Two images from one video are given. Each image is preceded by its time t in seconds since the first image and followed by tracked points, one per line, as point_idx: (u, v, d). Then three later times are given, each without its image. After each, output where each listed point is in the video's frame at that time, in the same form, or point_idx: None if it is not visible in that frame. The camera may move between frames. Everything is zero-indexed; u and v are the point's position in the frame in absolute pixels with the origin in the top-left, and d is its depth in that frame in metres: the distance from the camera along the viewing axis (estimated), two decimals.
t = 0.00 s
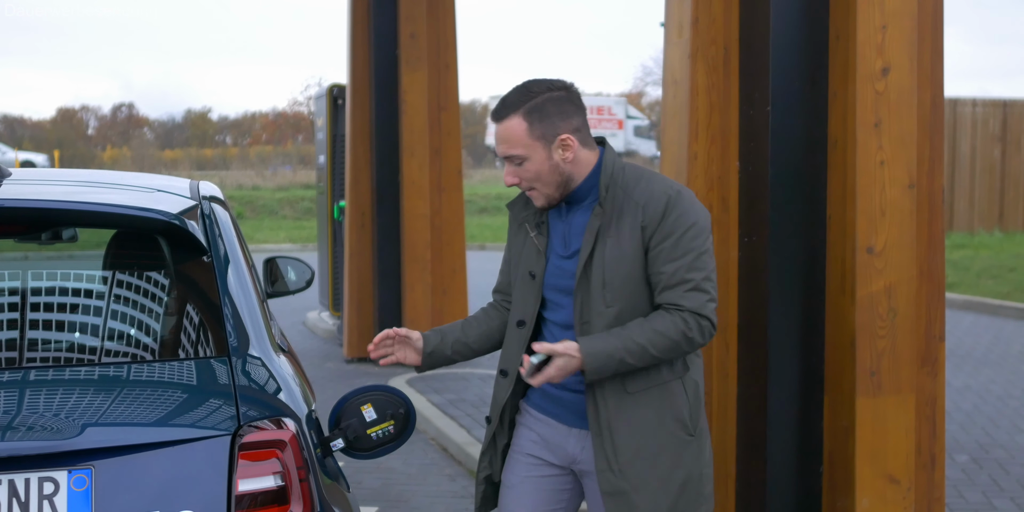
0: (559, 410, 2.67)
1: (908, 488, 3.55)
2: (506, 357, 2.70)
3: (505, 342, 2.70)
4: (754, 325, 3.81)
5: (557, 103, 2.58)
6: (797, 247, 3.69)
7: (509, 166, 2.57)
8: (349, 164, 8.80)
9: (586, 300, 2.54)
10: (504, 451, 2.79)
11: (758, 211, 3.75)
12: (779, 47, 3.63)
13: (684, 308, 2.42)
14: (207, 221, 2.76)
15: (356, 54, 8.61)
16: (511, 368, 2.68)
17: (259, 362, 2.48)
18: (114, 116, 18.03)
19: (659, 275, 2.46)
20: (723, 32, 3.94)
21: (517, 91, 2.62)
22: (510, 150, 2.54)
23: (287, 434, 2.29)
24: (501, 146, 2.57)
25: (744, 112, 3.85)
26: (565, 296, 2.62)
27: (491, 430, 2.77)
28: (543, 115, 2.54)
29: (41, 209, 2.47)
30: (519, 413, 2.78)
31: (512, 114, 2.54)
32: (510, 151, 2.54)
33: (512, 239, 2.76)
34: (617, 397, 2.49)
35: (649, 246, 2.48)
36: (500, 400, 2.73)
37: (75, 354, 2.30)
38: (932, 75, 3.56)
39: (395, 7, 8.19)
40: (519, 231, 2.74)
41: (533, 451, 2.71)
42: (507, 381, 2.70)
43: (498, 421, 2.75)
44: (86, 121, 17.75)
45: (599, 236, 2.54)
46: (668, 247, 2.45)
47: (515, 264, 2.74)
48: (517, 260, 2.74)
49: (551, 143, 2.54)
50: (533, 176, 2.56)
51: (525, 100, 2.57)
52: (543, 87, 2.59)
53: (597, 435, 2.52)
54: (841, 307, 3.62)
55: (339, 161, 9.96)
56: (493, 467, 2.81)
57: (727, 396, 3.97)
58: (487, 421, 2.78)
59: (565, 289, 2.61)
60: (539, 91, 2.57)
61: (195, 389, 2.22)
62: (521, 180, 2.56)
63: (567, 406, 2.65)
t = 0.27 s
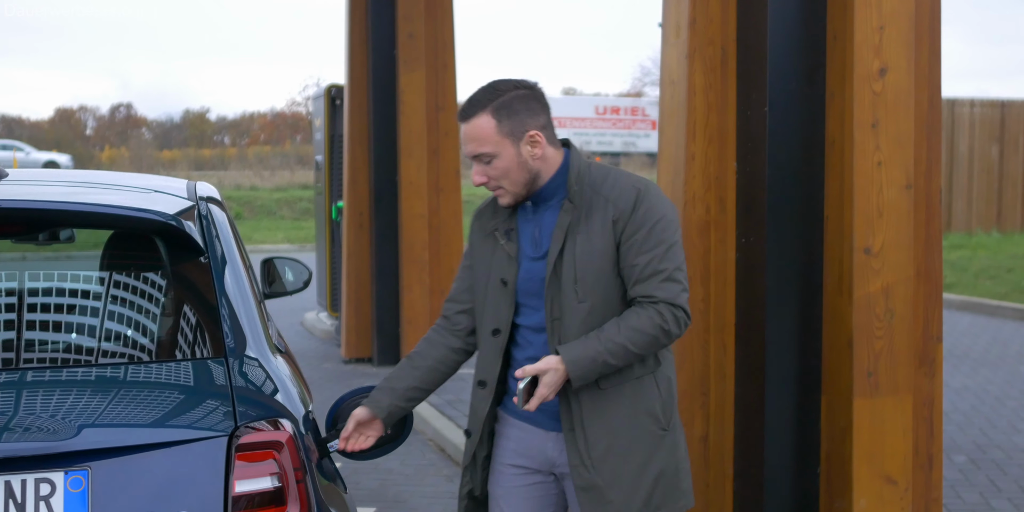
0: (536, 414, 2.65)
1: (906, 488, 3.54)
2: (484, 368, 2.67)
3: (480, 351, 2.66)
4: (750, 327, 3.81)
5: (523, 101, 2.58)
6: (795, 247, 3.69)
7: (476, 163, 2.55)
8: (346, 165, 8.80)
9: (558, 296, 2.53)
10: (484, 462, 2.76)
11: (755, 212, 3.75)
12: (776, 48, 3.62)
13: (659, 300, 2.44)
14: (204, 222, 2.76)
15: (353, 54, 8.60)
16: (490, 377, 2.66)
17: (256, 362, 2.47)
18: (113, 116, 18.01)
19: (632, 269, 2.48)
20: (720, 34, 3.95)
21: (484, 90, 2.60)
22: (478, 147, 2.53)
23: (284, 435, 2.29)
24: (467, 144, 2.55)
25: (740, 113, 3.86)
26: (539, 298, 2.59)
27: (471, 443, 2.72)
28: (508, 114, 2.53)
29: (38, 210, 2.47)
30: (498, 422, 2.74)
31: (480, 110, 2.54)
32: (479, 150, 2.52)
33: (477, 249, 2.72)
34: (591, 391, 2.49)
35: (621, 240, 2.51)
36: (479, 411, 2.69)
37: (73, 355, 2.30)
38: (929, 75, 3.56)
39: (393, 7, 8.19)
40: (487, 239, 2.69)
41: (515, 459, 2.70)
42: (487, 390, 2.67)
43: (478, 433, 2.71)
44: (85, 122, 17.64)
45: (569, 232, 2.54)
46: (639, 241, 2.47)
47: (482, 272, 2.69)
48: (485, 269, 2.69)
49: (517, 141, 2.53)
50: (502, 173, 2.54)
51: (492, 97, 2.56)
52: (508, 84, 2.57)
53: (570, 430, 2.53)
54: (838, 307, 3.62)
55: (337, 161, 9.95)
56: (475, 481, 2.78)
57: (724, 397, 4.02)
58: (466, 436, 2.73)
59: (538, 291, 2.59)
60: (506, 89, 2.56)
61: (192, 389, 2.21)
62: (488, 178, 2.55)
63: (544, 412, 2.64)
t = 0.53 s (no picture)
0: (511, 416, 2.63)
1: (903, 489, 3.54)
2: (447, 377, 2.66)
3: (443, 359, 2.66)
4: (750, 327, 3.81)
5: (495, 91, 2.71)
6: (793, 248, 3.69)
7: (479, 130, 2.57)
8: (344, 165, 8.79)
9: (534, 291, 2.53)
10: (457, 475, 2.74)
11: (756, 213, 3.76)
12: (775, 48, 3.62)
13: (643, 278, 2.52)
14: (202, 222, 2.76)
15: (352, 54, 8.60)
16: (456, 387, 2.65)
17: (253, 362, 2.47)
18: (111, 116, 17.97)
19: (609, 254, 2.54)
20: (718, 34, 3.95)
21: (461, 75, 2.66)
22: (485, 114, 2.58)
23: (281, 435, 2.29)
24: (470, 110, 2.58)
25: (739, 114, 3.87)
26: (502, 297, 2.60)
27: (443, 457, 2.70)
28: (504, 91, 2.65)
29: (37, 210, 2.48)
30: (467, 430, 2.73)
31: (484, 80, 2.60)
32: (487, 115, 2.58)
33: (430, 258, 2.73)
34: (580, 379, 2.51)
35: (591, 227, 2.56)
36: (449, 421, 2.67)
37: (70, 355, 2.29)
38: (926, 76, 3.56)
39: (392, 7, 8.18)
40: (439, 247, 2.72)
41: (494, 465, 2.67)
42: (454, 400, 2.65)
43: (449, 446, 2.69)
44: (83, 121, 17.55)
45: (537, 226, 2.56)
46: (614, 225, 2.55)
47: (436, 281, 2.71)
48: (441, 277, 2.70)
49: (510, 118, 2.64)
50: (502, 142, 2.59)
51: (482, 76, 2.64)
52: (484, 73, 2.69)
53: (563, 422, 2.52)
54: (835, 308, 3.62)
55: (335, 160, 9.95)
56: (450, 495, 2.76)
57: (722, 397, 4.03)
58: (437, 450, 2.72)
59: (501, 289, 2.60)
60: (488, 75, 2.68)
61: (189, 389, 2.21)
62: (488, 146, 2.58)
63: (519, 414, 2.62)
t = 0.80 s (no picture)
0: (497, 417, 2.63)
1: (901, 488, 3.54)
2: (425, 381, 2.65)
3: (424, 364, 2.64)
4: (748, 327, 3.82)
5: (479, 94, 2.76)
6: (792, 248, 3.69)
7: (476, 124, 2.59)
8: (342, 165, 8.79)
9: (519, 289, 2.53)
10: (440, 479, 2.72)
11: (753, 212, 3.76)
12: (773, 48, 3.62)
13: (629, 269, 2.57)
14: (200, 222, 2.75)
15: (350, 54, 8.60)
16: (437, 390, 2.63)
17: (251, 363, 2.47)
18: (109, 116, 17.95)
19: (594, 249, 2.57)
20: (716, 34, 3.95)
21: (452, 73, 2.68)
22: (482, 110, 2.60)
23: (279, 435, 2.29)
24: (468, 105, 2.60)
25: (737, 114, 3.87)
26: (485, 297, 2.60)
27: (425, 461, 2.69)
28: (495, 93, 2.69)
29: (35, 210, 2.47)
30: (450, 434, 2.72)
31: (479, 77, 2.63)
32: (485, 111, 2.61)
33: (407, 261, 2.71)
34: (565, 375, 2.52)
35: (575, 225, 2.60)
36: (431, 425, 2.66)
37: (68, 355, 2.29)
38: (923, 75, 3.56)
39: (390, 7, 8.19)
40: (416, 250, 2.69)
41: (479, 466, 2.66)
42: (435, 404, 2.64)
43: (432, 450, 2.68)
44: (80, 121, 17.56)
45: (520, 224, 2.57)
46: (597, 220, 2.59)
47: (416, 285, 2.68)
48: (419, 281, 2.68)
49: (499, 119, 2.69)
50: (494, 140, 2.62)
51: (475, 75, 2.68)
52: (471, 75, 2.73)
53: (549, 419, 2.52)
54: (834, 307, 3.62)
55: (333, 160, 9.94)
56: (433, 500, 2.74)
57: (720, 397, 4.04)
58: (418, 455, 2.71)
59: (484, 289, 2.59)
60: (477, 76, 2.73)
61: (187, 389, 2.21)
62: (485, 141, 2.60)
63: (508, 413, 2.62)
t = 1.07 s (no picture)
0: (495, 418, 2.62)
1: (899, 488, 3.55)
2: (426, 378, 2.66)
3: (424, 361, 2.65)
4: (746, 327, 3.82)
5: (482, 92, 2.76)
6: (790, 248, 3.69)
7: (477, 122, 2.59)
8: (341, 165, 8.78)
9: (522, 289, 2.53)
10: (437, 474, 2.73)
11: (750, 212, 3.76)
12: (771, 48, 3.63)
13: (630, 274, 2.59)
14: (198, 222, 2.75)
15: (348, 54, 8.60)
16: (434, 388, 2.65)
17: (249, 362, 2.47)
18: (107, 116, 17.93)
19: (597, 251, 2.58)
20: (714, 34, 3.95)
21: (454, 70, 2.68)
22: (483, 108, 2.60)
23: (277, 435, 2.29)
24: (468, 103, 2.60)
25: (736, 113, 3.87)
26: (484, 295, 2.60)
27: (421, 457, 2.70)
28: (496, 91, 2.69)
29: (32, 210, 2.46)
30: (448, 433, 2.71)
31: (481, 76, 2.63)
32: (485, 109, 2.60)
33: (409, 258, 2.72)
34: (566, 377, 2.52)
35: (577, 227, 2.60)
36: (427, 422, 2.67)
37: (66, 355, 2.29)
38: (921, 75, 3.57)
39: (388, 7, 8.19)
40: (417, 247, 2.70)
41: (477, 467, 2.66)
42: (432, 401, 2.65)
43: (428, 446, 2.68)
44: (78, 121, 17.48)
45: (522, 225, 2.57)
46: (601, 224, 2.60)
47: (418, 281, 2.69)
48: (421, 278, 2.69)
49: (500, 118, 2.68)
50: (496, 138, 2.62)
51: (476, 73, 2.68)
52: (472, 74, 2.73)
53: (550, 421, 2.52)
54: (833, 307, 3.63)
55: (332, 160, 9.94)
56: (428, 494, 2.75)
57: (720, 397, 4.02)
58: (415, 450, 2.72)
59: (482, 287, 2.59)
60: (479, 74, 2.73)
61: (185, 389, 2.21)
62: (486, 140, 2.59)
63: (507, 414, 2.61)
